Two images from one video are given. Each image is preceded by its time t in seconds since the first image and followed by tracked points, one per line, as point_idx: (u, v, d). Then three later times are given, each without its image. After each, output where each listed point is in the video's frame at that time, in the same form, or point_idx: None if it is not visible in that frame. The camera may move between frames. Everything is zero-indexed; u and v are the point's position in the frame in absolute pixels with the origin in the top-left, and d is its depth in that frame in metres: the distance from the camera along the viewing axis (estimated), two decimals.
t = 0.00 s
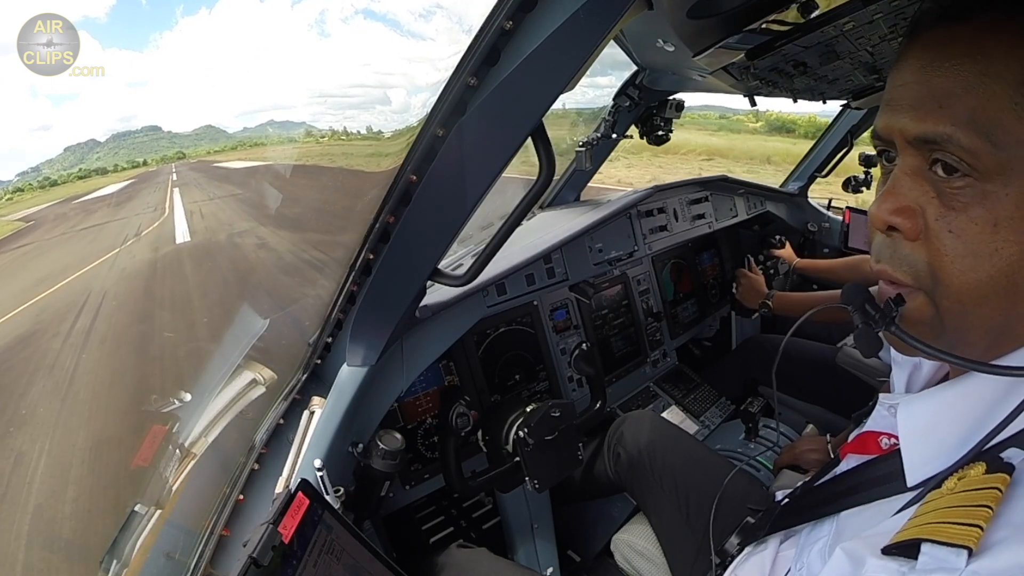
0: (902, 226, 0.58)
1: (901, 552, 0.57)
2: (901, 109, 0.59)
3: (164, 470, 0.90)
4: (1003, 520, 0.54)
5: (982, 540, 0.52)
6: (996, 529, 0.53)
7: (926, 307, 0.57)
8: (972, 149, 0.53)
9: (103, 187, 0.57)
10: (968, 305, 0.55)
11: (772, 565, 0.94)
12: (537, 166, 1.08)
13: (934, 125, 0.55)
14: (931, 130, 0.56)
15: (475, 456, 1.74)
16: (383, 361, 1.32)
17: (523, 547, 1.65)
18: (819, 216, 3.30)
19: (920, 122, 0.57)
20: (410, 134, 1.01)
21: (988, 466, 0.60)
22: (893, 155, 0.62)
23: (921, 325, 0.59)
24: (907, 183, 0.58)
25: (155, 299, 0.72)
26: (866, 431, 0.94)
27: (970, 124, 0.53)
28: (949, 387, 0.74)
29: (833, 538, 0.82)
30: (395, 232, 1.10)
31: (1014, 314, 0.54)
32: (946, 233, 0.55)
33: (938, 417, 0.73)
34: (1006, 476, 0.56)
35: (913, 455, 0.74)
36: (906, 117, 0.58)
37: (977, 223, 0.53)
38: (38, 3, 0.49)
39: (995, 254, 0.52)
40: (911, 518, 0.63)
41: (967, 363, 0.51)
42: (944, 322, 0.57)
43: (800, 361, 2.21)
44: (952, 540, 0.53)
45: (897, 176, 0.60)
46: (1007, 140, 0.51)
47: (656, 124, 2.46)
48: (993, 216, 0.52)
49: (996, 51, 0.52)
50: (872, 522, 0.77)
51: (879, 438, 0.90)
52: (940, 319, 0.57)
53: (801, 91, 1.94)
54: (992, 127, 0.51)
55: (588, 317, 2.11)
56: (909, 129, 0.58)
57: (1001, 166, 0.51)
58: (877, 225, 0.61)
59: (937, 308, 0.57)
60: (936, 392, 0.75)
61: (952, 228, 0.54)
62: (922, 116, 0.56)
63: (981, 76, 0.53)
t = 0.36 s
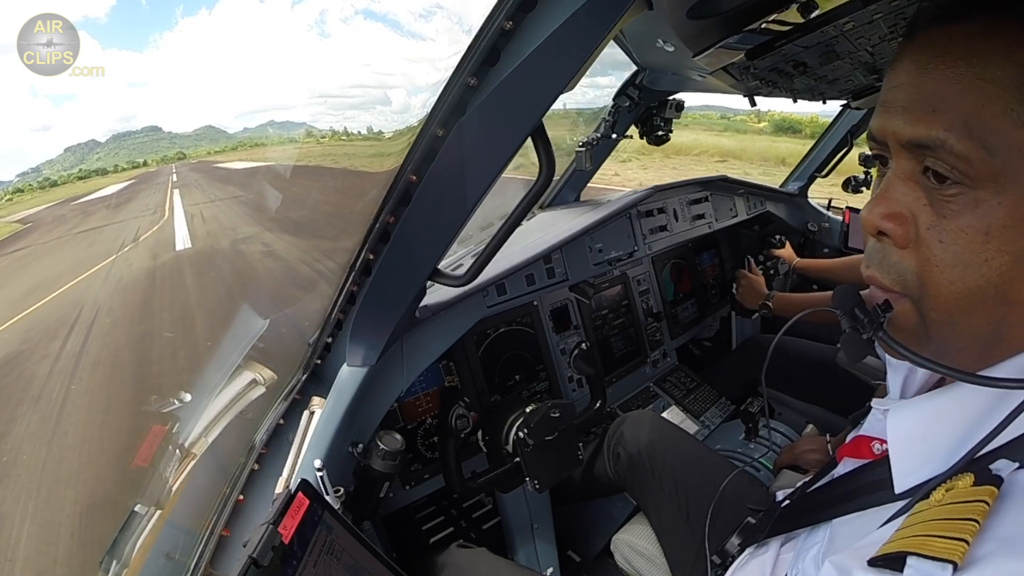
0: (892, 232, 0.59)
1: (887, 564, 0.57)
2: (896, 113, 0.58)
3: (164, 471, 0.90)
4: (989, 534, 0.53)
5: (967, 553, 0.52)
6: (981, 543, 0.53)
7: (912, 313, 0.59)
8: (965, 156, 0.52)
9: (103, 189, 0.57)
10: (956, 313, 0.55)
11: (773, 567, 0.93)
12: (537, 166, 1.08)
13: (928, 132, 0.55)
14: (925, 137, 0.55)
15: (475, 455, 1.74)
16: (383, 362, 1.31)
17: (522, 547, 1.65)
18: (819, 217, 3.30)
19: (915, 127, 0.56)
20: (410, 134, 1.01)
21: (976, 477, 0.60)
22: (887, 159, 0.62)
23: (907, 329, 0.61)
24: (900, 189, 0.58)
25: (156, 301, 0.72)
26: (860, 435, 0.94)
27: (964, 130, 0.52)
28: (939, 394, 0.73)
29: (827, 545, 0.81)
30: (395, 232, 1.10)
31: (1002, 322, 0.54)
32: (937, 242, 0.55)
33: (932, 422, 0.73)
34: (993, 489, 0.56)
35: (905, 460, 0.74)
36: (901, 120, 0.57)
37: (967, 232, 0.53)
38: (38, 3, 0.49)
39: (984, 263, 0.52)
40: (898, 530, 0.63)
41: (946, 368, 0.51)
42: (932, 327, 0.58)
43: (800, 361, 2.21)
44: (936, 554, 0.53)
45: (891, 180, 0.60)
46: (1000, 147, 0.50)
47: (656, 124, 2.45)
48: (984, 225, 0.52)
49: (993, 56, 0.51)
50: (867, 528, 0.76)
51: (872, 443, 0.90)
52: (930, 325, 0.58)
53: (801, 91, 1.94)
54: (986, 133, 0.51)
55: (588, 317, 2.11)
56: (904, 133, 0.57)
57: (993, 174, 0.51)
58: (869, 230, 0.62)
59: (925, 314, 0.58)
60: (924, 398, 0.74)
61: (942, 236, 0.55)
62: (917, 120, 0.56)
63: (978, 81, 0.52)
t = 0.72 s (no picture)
0: (877, 245, 0.55)
1: None
2: (885, 119, 0.55)
3: (164, 471, 0.90)
4: (969, 559, 0.51)
5: None
6: (962, 568, 0.50)
7: (894, 330, 0.55)
8: (955, 169, 0.48)
9: (103, 189, 0.57)
10: (941, 333, 0.52)
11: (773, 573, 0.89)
12: (537, 166, 1.08)
13: (916, 141, 0.51)
14: (912, 146, 0.51)
15: (475, 456, 1.74)
16: (383, 361, 1.31)
17: (522, 547, 1.65)
18: (819, 216, 3.30)
19: (902, 135, 0.52)
20: (410, 134, 1.01)
21: (960, 499, 0.57)
22: (875, 167, 0.58)
23: (891, 346, 0.57)
24: (885, 200, 0.55)
25: (155, 302, 0.72)
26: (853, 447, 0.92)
27: (954, 141, 0.49)
28: (926, 411, 0.70)
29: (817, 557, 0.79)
30: (395, 232, 1.10)
31: (989, 344, 0.50)
32: (921, 257, 0.51)
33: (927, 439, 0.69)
34: (975, 513, 0.53)
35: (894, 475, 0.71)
36: (890, 129, 0.54)
37: (953, 248, 0.49)
38: (38, 3, 0.49)
39: (972, 281, 0.49)
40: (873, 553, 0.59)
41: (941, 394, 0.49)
42: (917, 348, 0.54)
43: (800, 361, 2.20)
44: None
45: (877, 190, 0.56)
46: (993, 160, 0.46)
47: (656, 124, 2.45)
48: (973, 241, 0.48)
49: (989, 63, 0.48)
50: (857, 539, 0.74)
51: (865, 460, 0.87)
52: (912, 343, 0.54)
53: (801, 91, 1.95)
54: (976, 145, 0.47)
55: (588, 317, 2.11)
56: (892, 142, 0.53)
57: (984, 189, 0.47)
58: (852, 241, 0.58)
59: (909, 334, 0.54)
60: (912, 415, 0.72)
61: (928, 252, 0.51)
62: (907, 129, 0.52)
63: (972, 88, 0.49)
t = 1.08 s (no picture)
0: (857, 282, 0.50)
1: None
2: (863, 142, 0.50)
3: (164, 471, 0.89)
4: None
5: None
6: None
7: (881, 372, 0.51)
8: (944, 202, 0.44)
9: (105, 189, 0.57)
10: (931, 374, 0.48)
11: None
12: (537, 166, 1.08)
13: (901, 170, 0.46)
14: (897, 176, 0.47)
15: (475, 456, 1.74)
16: (383, 361, 1.31)
17: (522, 547, 1.65)
18: (819, 217, 3.30)
19: (886, 162, 0.48)
20: (410, 135, 1.01)
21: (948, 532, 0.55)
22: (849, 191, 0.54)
23: (876, 387, 0.53)
24: (865, 233, 0.50)
25: (155, 304, 0.72)
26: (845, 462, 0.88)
27: (940, 169, 0.44)
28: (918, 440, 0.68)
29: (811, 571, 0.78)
30: (395, 231, 1.10)
31: (979, 381, 0.48)
32: (906, 296, 0.47)
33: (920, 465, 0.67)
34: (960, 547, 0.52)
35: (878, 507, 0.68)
36: (868, 152, 0.49)
37: (942, 288, 0.45)
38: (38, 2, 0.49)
39: (964, 322, 0.45)
40: None
41: (921, 444, 0.48)
42: (903, 389, 0.51)
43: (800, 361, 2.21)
44: None
45: (855, 221, 0.51)
46: (985, 192, 0.42)
47: (656, 125, 2.45)
48: (965, 280, 0.44)
49: (980, 83, 0.44)
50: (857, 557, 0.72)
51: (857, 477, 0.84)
52: (898, 385, 0.51)
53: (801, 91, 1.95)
54: (967, 172, 0.43)
55: (588, 317, 2.11)
56: (871, 168, 0.49)
57: (977, 223, 0.43)
58: (829, 276, 0.53)
59: (895, 375, 0.50)
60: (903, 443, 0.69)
61: (914, 290, 0.47)
62: (890, 154, 0.47)
63: (962, 111, 0.44)
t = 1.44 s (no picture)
0: (860, 311, 0.50)
1: None
2: (867, 163, 0.48)
3: (164, 471, 0.89)
4: None
5: None
6: None
7: (883, 401, 0.51)
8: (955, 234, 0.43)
9: (106, 189, 0.57)
10: (936, 404, 0.48)
11: None
12: (537, 166, 1.08)
13: (910, 196, 0.45)
14: (906, 201, 0.45)
15: (475, 456, 1.74)
16: (384, 361, 1.32)
17: (522, 547, 1.65)
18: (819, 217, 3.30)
19: (892, 187, 0.46)
20: (410, 135, 1.01)
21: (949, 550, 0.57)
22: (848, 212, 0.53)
23: (875, 416, 0.54)
24: (868, 261, 0.49)
25: (156, 305, 0.72)
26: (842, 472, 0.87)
27: (949, 196, 0.43)
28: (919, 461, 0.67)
29: None
30: (395, 232, 1.10)
31: (984, 408, 0.48)
32: (913, 327, 0.47)
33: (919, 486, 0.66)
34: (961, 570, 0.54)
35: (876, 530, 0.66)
36: (872, 175, 0.48)
37: (953, 320, 0.45)
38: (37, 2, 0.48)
39: (974, 355, 0.45)
40: None
41: (901, 471, 0.50)
42: (906, 417, 0.51)
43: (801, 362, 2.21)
44: None
45: (856, 247, 0.50)
46: (999, 223, 0.41)
47: (656, 125, 2.45)
48: (977, 311, 0.44)
49: (994, 104, 0.43)
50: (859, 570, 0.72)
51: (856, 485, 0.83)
52: (899, 414, 0.51)
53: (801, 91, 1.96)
54: (979, 200, 0.42)
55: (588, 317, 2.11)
56: (876, 193, 0.47)
57: (990, 256, 0.42)
58: (829, 304, 0.52)
59: (899, 405, 0.50)
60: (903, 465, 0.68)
61: (921, 321, 0.46)
62: (897, 178, 0.46)
63: (976, 133, 0.43)
